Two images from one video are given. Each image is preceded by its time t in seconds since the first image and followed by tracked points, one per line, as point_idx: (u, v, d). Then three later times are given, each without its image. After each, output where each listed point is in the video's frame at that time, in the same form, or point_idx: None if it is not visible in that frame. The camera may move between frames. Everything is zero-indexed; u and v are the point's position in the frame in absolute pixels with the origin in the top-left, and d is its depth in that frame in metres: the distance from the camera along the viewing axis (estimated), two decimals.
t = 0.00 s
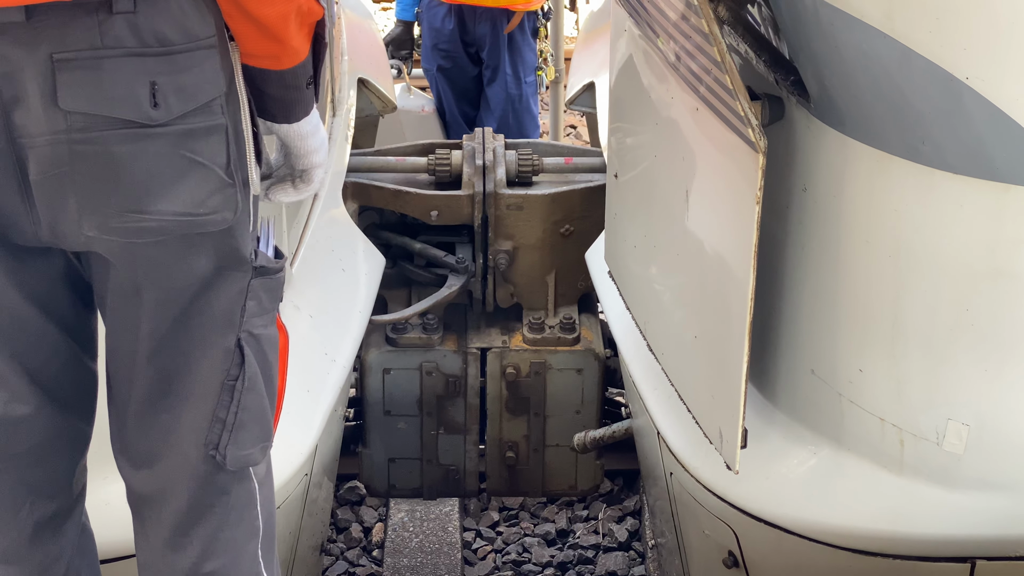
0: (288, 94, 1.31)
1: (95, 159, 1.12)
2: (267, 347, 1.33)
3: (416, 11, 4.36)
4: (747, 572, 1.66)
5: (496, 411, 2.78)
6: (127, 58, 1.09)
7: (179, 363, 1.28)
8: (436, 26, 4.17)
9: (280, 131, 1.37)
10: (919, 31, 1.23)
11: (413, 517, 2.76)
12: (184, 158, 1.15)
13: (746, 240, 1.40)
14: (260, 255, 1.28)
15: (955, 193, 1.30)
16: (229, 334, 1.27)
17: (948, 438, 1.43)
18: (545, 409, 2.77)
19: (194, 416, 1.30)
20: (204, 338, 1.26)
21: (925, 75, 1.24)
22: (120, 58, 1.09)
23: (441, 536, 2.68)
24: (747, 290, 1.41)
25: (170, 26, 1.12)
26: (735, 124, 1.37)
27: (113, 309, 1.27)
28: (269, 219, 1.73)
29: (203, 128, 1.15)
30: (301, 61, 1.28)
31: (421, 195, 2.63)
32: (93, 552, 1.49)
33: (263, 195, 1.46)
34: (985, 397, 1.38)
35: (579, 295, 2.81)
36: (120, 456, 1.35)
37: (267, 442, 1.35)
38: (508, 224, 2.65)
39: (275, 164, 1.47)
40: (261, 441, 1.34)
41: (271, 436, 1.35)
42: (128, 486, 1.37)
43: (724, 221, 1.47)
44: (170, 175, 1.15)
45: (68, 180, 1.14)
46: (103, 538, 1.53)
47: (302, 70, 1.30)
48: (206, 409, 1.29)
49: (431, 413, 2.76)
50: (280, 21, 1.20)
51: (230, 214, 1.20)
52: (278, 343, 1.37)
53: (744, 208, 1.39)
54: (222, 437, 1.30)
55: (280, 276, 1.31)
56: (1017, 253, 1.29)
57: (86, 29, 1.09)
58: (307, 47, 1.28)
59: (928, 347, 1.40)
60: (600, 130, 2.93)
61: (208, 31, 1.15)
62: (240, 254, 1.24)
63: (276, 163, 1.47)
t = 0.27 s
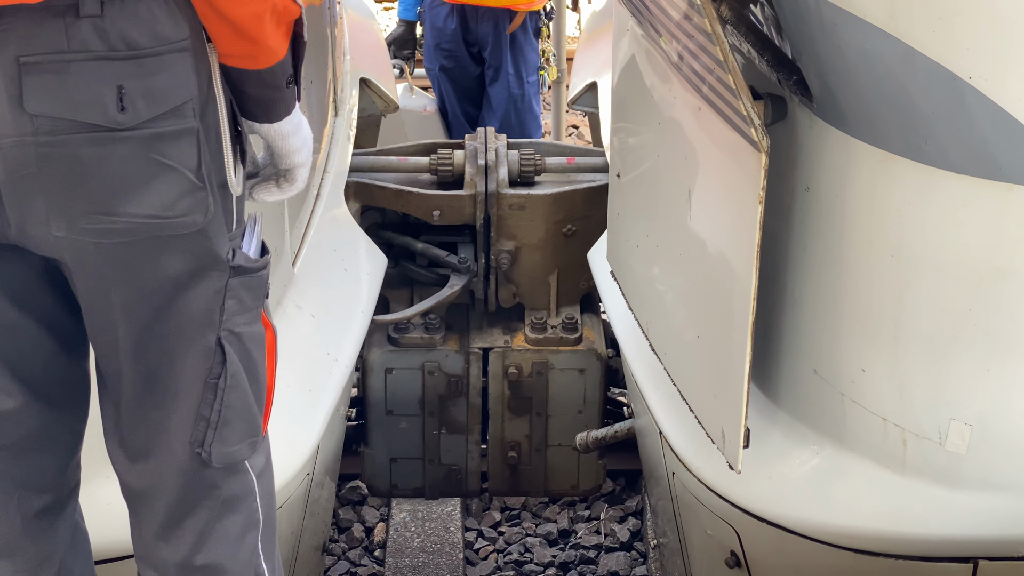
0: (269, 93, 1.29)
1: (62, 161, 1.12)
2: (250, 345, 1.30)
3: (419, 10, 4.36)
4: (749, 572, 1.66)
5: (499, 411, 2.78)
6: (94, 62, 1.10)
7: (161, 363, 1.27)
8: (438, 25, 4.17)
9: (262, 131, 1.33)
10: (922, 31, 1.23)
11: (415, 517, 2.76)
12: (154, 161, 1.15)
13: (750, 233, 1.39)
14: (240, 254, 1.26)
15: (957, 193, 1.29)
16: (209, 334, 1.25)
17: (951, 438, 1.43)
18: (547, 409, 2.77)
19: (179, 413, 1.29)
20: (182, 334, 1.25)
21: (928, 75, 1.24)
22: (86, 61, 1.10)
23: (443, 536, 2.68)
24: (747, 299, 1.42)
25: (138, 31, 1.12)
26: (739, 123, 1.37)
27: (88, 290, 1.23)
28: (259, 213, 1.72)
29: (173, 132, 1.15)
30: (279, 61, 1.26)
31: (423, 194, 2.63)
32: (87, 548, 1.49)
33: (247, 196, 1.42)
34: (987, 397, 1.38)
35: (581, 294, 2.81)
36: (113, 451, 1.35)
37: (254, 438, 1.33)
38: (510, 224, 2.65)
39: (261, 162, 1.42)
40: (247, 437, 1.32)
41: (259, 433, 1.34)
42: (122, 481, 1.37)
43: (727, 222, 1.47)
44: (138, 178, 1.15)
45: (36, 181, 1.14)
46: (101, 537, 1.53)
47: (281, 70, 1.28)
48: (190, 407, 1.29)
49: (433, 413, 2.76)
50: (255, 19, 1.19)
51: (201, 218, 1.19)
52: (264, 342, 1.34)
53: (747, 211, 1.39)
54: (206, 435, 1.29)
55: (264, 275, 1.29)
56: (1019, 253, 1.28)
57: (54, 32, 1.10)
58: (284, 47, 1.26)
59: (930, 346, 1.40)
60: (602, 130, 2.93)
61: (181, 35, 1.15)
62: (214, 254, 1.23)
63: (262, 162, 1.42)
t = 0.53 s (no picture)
0: (260, 91, 1.28)
1: (50, 159, 1.12)
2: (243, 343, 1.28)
3: (420, 10, 4.36)
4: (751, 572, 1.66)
5: (500, 411, 2.78)
6: (79, 59, 1.08)
7: (153, 355, 1.27)
8: (440, 25, 4.17)
9: (255, 129, 1.33)
10: (924, 31, 1.23)
11: (416, 517, 2.76)
12: (142, 158, 1.14)
13: (750, 237, 1.39)
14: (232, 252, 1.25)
15: (959, 194, 1.29)
16: (200, 331, 1.24)
17: (952, 438, 1.43)
18: (549, 409, 2.77)
19: (172, 412, 1.29)
20: (174, 331, 1.25)
21: (929, 75, 1.23)
22: (71, 59, 1.08)
23: (444, 536, 2.68)
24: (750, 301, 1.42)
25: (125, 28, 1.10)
26: (739, 123, 1.37)
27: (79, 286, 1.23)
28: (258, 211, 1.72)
29: (161, 128, 1.14)
30: (269, 58, 1.25)
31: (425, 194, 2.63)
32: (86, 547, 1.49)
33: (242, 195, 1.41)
34: (988, 397, 1.38)
35: (583, 295, 2.81)
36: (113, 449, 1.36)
37: (250, 436, 1.32)
38: (511, 223, 2.65)
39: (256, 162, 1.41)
40: (242, 436, 1.32)
41: (254, 433, 1.33)
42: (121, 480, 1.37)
43: (728, 222, 1.47)
44: (126, 175, 1.14)
45: (25, 180, 1.14)
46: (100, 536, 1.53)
47: (271, 67, 1.27)
48: (183, 404, 1.28)
49: (434, 413, 2.76)
50: (244, 18, 1.18)
51: (190, 214, 1.18)
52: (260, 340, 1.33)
53: (750, 212, 1.39)
54: (199, 433, 1.29)
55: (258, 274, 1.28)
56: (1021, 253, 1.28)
57: (39, 29, 1.08)
58: (274, 44, 1.25)
59: (932, 347, 1.40)
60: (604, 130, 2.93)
61: (168, 31, 1.14)
62: (205, 251, 1.22)
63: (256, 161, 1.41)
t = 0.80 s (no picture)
0: (275, 84, 1.29)
1: (68, 158, 1.11)
2: (258, 342, 1.31)
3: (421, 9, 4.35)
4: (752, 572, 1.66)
5: (501, 411, 2.78)
6: (98, 56, 1.07)
7: (169, 352, 1.28)
8: (441, 24, 4.17)
9: (269, 120, 1.34)
10: (926, 30, 1.23)
11: (417, 517, 2.76)
12: (160, 155, 1.13)
13: (751, 241, 1.40)
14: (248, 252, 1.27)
15: (961, 194, 1.29)
16: (215, 329, 1.26)
17: (953, 439, 1.42)
18: (550, 409, 2.77)
19: (184, 409, 1.30)
20: (189, 329, 1.26)
21: (931, 75, 1.23)
22: (90, 56, 1.07)
23: (445, 535, 2.68)
24: (753, 283, 1.41)
25: (143, 25, 1.09)
26: (739, 120, 1.37)
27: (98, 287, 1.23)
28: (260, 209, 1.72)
29: (179, 125, 1.13)
30: (284, 50, 1.25)
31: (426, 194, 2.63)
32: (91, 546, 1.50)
33: (254, 187, 1.41)
34: (989, 397, 1.38)
35: (583, 294, 2.81)
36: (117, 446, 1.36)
37: (260, 435, 1.33)
38: (512, 223, 2.65)
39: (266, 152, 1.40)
40: (253, 435, 1.33)
41: (264, 429, 1.34)
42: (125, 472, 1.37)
43: (730, 222, 1.47)
44: (144, 172, 1.14)
45: (42, 178, 1.13)
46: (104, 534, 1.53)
47: (286, 59, 1.27)
48: (194, 402, 1.29)
49: (435, 413, 2.76)
50: (261, 9, 1.18)
51: (208, 211, 1.18)
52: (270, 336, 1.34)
53: (749, 199, 1.39)
54: (210, 430, 1.30)
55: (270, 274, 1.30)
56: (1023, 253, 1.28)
57: (58, 27, 1.07)
58: (289, 36, 1.25)
59: (933, 347, 1.39)
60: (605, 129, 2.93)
61: (185, 28, 1.13)
62: (222, 248, 1.22)
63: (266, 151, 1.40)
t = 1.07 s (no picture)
0: (292, 82, 1.31)
1: (93, 158, 1.12)
2: (273, 342, 1.33)
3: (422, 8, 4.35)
4: (753, 571, 1.66)
5: (502, 410, 2.78)
6: (124, 56, 1.09)
7: (184, 350, 1.29)
8: (442, 23, 4.17)
9: (285, 117, 1.37)
10: (928, 30, 1.23)
11: (418, 516, 2.77)
12: (184, 155, 1.15)
13: (755, 231, 1.38)
14: (265, 252, 1.29)
15: (962, 193, 1.29)
16: (231, 328, 1.27)
17: (954, 438, 1.42)
18: (551, 408, 2.77)
19: (195, 408, 1.31)
20: (207, 327, 1.27)
21: (932, 74, 1.23)
22: (115, 56, 1.09)
23: (446, 535, 2.69)
24: (753, 290, 1.41)
25: (167, 24, 1.11)
26: (739, 117, 1.37)
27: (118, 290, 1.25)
28: (264, 209, 1.73)
29: (203, 124, 1.15)
30: (301, 49, 1.28)
31: (427, 193, 2.63)
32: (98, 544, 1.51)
33: (268, 182, 1.46)
34: (990, 397, 1.38)
35: (584, 293, 2.81)
36: (124, 446, 1.37)
37: (269, 435, 1.35)
38: (513, 222, 2.65)
39: (280, 149, 1.45)
40: (263, 435, 1.35)
41: (273, 428, 1.36)
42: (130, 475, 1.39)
43: (733, 223, 1.46)
44: (168, 172, 1.15)
45: (68, 177, 1.13)
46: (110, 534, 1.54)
47: (303, 57, 1.30)
48: (207, 400, 1.30)
49: (436, 412, 2.75)
50: (280, 11, 1.20)
51: (231, 210, 1.20)
52: (281, 336, 1.36)
53: (750, 207, 1.39)
54: (222, 430, 1.31)
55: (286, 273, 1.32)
56: None
57: (83, 27, 1.08)
58: (306, 35, 1.28)
59: (934, 346, 1.39)
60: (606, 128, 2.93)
61: (207, 27, 1.15)
62: (241, 248, 1.24)
63: (280, 148, 1.45)
